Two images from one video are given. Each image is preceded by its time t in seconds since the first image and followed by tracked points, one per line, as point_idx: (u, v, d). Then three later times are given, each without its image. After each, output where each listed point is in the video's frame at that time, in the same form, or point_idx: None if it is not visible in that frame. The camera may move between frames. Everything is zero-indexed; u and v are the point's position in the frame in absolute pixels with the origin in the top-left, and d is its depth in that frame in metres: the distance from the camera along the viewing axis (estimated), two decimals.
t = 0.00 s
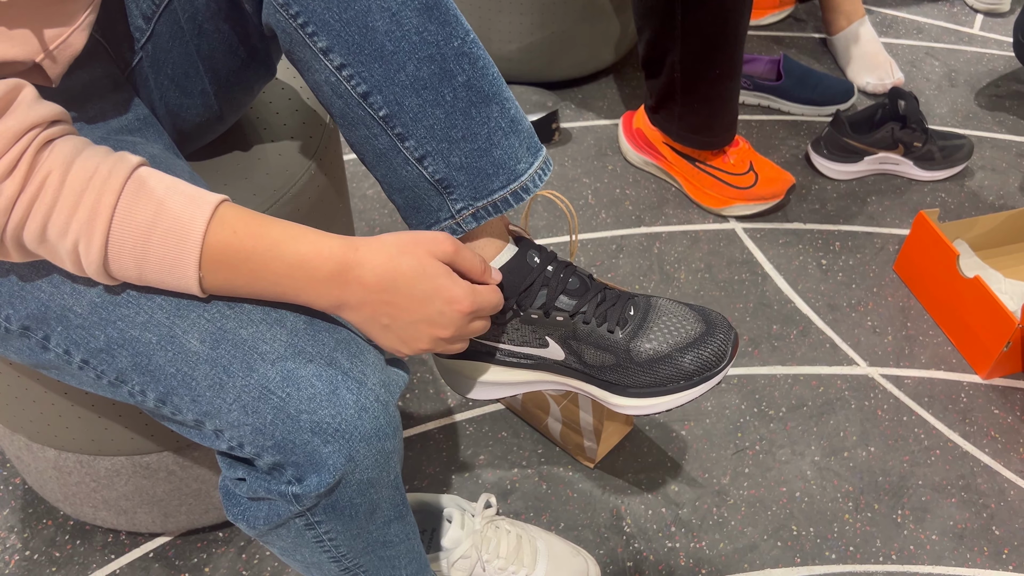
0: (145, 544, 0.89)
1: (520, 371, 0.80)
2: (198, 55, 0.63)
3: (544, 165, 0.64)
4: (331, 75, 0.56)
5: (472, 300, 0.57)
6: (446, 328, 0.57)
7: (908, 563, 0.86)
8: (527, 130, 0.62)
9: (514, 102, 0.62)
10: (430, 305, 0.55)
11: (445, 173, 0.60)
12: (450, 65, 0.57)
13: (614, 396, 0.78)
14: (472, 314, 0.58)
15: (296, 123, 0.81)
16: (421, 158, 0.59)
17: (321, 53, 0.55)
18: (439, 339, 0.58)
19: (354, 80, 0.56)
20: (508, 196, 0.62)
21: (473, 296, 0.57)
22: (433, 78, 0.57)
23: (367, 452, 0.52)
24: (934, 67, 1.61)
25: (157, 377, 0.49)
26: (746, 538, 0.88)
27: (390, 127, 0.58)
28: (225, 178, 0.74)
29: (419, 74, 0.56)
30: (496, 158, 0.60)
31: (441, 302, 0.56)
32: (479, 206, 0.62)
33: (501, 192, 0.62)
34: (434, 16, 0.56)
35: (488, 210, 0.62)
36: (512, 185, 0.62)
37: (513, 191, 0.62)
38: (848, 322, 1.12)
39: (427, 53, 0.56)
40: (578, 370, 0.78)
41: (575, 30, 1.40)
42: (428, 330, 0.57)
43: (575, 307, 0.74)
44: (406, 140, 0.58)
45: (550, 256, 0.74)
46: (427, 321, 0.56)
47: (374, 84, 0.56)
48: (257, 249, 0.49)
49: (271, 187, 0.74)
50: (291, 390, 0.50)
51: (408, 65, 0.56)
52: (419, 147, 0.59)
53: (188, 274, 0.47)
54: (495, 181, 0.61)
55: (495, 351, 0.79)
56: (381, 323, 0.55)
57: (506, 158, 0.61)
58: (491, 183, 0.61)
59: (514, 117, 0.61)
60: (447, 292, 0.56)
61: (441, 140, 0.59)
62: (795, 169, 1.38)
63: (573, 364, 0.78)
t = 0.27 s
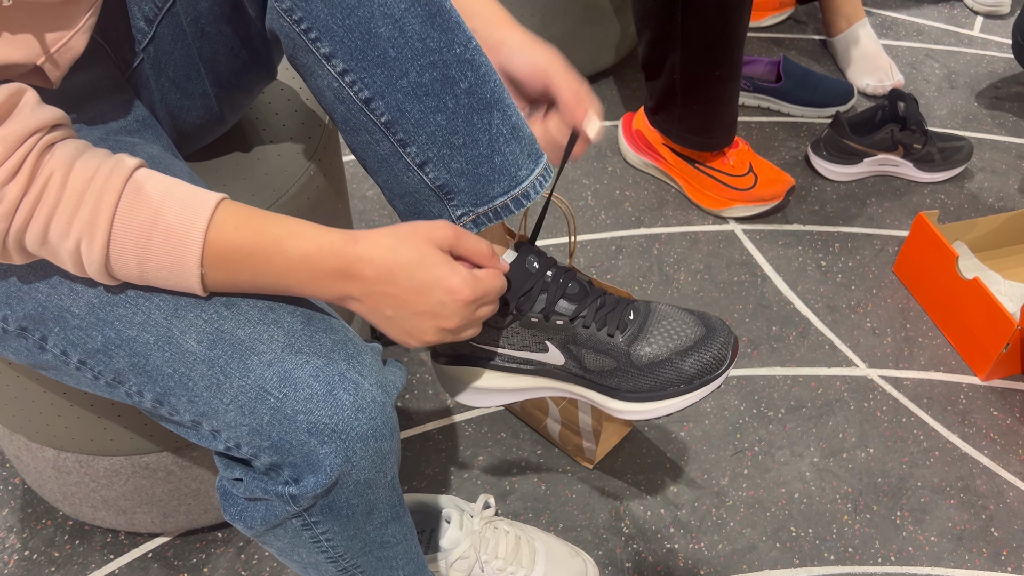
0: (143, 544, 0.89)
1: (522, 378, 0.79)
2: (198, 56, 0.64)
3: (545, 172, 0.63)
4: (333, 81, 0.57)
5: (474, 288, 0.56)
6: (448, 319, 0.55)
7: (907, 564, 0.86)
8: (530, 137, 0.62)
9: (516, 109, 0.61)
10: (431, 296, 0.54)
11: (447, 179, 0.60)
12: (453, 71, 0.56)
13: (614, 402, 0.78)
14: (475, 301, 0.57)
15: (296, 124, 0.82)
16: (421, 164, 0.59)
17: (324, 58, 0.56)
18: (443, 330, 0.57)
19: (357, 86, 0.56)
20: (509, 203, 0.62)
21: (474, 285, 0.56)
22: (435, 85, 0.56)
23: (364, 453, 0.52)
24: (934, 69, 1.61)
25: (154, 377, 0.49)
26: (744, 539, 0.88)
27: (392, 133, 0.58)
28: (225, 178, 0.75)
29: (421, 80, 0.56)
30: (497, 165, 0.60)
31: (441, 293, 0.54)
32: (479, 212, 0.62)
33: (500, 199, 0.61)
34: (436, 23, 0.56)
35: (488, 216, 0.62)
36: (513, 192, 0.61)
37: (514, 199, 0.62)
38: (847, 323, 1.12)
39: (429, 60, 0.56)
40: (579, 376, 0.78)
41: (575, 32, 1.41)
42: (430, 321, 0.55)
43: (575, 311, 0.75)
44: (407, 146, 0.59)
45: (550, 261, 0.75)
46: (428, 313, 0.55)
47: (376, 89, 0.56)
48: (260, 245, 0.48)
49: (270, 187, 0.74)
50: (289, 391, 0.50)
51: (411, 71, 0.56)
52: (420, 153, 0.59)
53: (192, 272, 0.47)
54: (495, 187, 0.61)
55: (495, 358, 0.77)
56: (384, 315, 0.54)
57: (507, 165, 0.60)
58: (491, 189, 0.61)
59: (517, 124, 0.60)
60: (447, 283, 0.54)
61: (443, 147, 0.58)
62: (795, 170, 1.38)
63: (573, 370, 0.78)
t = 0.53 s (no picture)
0: (142, 543, 0.89)
1: (564, 372, 0.79)
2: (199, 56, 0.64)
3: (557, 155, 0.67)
4: (356, 77, 0.56)
5: (450, 209, 0.49)
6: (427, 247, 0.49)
7: (906, 564, 0.86)
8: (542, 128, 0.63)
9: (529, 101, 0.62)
10: (399, 223, 0.48)
11: (476, 173, 0.60)
12: (473, 61, 0.57)
13: (666, 392, 0.77)
14: (459, 226, 0.50)
15: (295, 124, 0.82)
16: (449, 159, 0.59)
17: (344, 54, 0.56)
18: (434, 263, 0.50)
19: (381, 80, 0.56)
20: (529, 199, 0.63)
21: (451, 205, 0.49)
22: (457, 75, 0.57)
23: (360, 453, 0.52)
24: (933, 70, 1.61)
25: (150, 377, 0.49)
26: (743, 539, 0.88)
27: (418, 127, 0.58)
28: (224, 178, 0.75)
29: (444, 70, 0.56)
30: (517, 159, 0.61)
31: (411, 219, 0.48)
32: (504, 208, 0.62)
33: (517, 196, 0.62)
34: (454, 12, 0.56)
35: (511, 213, 0.63)
36: (533, 188, 0.62)
37: (535, 194, 0.63)
38: (846, 324, 1.12)
39: (450, 50, 0.56)
40: (623, 368, 0.77)
41: (574, 32, 1.41)
42: (411, 254, 0.49)
43: (618, 304, 0.75)
44: (434, 140, 0.59)
45: (588, 260, 0.75)
46: (406, 244, 0.48)
47: (399, 83, 0.56)
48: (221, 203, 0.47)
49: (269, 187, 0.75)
50: (284, 391, 0.50)
51: (434, 62, 0.56)
52: (447, 147, 0.59)
53: (171, 245, 0.47)
54: (515, 183, 0.61)
55: (536, 352, 0.78)
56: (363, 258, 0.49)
57: (525, 160, 0.61)
58: (511, 186, 0.61)
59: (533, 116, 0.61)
60: (415, 205, 0.47)
61: (469, 139, 0.59)
62: (794, 170, 1.38)
63: (614, 359, 0.77)
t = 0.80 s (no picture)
0: (141, 542, 0.89)
1: (499, 360, 0.82)
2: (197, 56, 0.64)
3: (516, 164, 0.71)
4: (323, 73, 0.58)
5: (498, 158, 0.50)
6: (478, 194, 0.49)
7: (903, 563, 0.86)
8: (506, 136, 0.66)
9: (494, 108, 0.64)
10: (449, 170, 0.48)
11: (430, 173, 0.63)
12: (438, 68, 0.58)
13: (588, 387, 0.79)
14: (505, 177, 0.50)
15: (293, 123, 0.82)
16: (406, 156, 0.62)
17: (314, 51, 0.57)
18: (483, 214, 0.50)
19: (346, 78, 0.58)
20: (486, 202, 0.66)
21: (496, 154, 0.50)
22: (422, 79, 0.58)
23: (364, 448, 0.52)
24: (932, 70, 1.61)
25: (156, 372, 0.50)
26: (741, 538, 0.88)
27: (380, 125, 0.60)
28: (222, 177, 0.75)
29: (409, 73, 0.58)
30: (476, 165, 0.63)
31: (461, 164, 0.48)
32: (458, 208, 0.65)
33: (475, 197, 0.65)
34: (424, 19, 0.57)
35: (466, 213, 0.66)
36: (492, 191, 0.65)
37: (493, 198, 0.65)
38: (845, 323, 1.12)
39: (417, 54, 0.57)
40: (554, 362, 0.80)
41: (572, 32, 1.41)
42: (463, 202, 0.49)
43: (556, 303, 0.77)
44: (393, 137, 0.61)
45: (532, 259, 0.77)
46: (458, 192, 0.48)
47: (365, 82, 0.58)
48: (251, 164, 0.45)
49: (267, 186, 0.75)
50: (289, 385, 0.50)
51: (400, 65, 0.57)
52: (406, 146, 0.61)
53: (198, 215, 0.45)
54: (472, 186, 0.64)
55: (476, 340, 0.80)
56: (408, 210, 0.48)
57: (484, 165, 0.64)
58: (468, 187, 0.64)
59: (494, 124, 0.64)
60: (464, 152, 0.48)
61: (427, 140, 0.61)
62: (792, 170, 1.39)
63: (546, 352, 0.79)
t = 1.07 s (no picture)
0: (140, 540, 0.89)
1: (489, 360, 0.82)
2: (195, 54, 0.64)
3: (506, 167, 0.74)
4: (318, 77, 0.59)
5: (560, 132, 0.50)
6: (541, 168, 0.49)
7: (900, 560, 0.86)
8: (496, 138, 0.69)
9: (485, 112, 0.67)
10: (513, 145, 0.48)
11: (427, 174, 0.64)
12: (432, 73, 0.61)
13: (577, 388, 0.79)
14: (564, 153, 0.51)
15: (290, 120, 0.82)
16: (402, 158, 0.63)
17: (309, 56, 0.58)
18: (546, 189, 0.50)
19: (341, 82, 0.59)
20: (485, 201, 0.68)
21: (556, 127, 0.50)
22: (416, 83, 0.60)
23: (358, 444, 0.52)
24: (930, 68, 1.61)
25: (151, 369, 0.50)
26: (738, 535, 0.88)
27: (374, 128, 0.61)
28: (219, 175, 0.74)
29: (403, 77, 0.60)
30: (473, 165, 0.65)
31: (525, 137, 0.48)
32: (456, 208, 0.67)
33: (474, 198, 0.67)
34: (418, 26, 0.59)
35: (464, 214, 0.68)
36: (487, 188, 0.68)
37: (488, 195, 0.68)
38: (842, 321, 1.12)
39: (412, 59, 0.60)
40: (545, 362, 0.80)
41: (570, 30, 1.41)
42: (530, 177, 0.49)
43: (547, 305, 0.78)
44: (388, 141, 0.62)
45: (524, 259, 0.78)
46: (525, 163, 0.48)
47: (359, 87, 0.59)
48: (306, 141, 0.45)
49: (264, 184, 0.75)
50: (285, 382, 0.51)
51: (394, 69, 0.59)
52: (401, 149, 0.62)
53: (248, 192, 0.44)
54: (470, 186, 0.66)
55: (469, 340, 0.80)
56: (472, 188, 0.48)
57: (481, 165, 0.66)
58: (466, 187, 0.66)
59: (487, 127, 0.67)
60: (526, 126, 0.49)
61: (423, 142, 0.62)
62: (790, 168, 1.39)
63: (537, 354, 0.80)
